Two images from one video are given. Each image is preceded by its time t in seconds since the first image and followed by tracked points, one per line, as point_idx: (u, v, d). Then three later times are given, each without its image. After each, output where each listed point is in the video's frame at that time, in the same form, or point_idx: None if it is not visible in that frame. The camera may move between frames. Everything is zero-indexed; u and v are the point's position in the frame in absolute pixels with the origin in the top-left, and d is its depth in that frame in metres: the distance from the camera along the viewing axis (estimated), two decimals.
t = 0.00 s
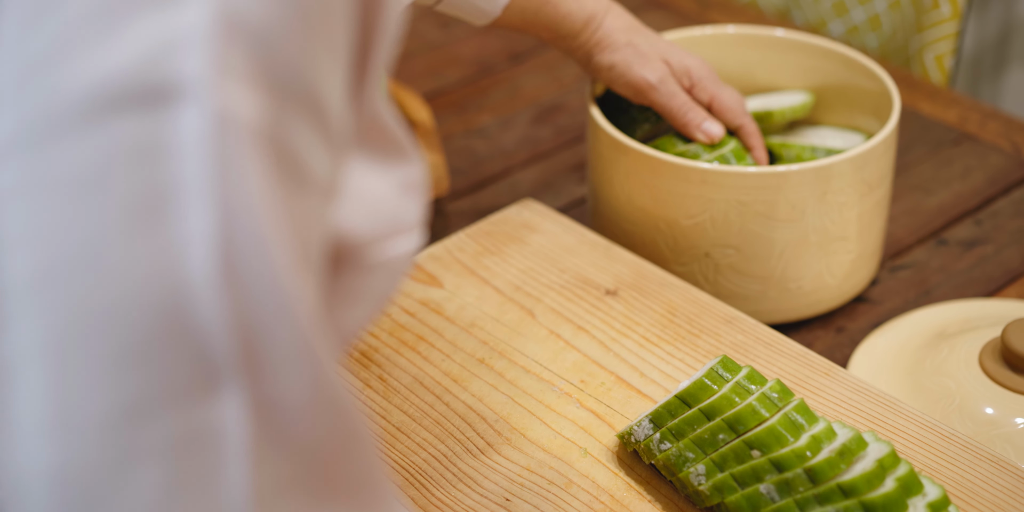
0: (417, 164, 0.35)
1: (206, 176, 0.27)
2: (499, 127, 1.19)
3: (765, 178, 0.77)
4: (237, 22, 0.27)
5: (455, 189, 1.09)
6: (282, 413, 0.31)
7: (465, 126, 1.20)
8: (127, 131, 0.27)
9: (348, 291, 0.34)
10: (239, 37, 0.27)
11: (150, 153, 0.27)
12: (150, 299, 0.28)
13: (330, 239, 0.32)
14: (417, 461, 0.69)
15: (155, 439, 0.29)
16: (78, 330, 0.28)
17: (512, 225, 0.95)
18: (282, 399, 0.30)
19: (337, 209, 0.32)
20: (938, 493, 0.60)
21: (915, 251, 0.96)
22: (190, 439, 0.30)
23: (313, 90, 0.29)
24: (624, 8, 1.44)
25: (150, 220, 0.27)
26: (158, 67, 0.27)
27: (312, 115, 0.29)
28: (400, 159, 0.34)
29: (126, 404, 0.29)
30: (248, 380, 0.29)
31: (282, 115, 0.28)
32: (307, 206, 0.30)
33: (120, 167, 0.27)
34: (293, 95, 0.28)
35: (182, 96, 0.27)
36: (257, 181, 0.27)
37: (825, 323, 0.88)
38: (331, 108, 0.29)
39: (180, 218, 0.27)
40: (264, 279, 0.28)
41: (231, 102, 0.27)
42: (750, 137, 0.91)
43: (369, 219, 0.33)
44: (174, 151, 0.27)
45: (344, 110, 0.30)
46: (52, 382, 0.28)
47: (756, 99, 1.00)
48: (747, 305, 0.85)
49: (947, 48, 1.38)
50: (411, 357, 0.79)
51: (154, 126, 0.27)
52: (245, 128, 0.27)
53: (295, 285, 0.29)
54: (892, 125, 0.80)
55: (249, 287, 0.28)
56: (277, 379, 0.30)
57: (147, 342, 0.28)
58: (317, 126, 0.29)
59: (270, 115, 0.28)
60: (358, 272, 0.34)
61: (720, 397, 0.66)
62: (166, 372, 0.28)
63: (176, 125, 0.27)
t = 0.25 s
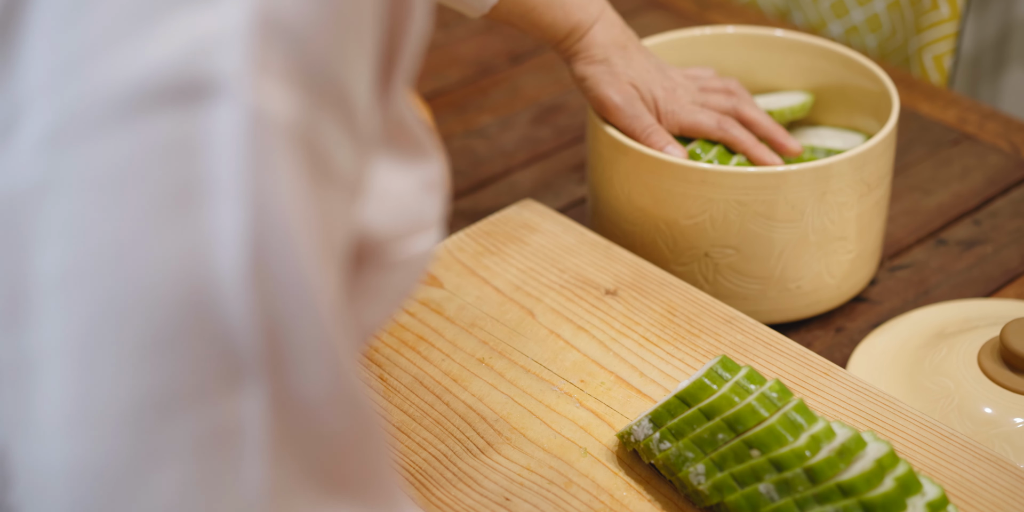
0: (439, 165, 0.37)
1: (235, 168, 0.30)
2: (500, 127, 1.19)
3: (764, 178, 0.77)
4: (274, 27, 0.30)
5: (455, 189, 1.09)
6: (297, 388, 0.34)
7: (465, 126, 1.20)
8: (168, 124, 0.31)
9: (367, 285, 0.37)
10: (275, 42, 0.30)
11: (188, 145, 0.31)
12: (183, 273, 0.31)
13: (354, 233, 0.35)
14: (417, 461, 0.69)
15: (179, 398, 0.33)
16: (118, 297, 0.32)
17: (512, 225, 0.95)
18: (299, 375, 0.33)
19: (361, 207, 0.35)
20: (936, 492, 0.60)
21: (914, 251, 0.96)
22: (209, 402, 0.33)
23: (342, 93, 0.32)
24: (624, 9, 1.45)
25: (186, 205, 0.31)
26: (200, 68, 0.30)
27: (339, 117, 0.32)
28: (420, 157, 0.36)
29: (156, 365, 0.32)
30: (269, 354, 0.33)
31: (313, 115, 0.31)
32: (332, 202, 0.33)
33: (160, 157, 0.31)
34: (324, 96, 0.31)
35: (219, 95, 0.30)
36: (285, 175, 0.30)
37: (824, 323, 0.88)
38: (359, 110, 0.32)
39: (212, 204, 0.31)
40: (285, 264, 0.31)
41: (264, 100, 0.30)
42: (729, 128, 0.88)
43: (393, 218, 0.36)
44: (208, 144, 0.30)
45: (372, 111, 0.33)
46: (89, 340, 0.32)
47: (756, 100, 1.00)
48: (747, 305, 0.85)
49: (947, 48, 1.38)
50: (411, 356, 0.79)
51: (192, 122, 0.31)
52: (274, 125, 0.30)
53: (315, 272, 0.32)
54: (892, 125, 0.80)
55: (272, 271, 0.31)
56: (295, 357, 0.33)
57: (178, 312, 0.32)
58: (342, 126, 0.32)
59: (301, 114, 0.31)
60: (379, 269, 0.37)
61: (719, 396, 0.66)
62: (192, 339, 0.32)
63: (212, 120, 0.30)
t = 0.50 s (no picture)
0: (458, 175, 0.38)
1: (267, 176, 0.28)
2: (499, 127, 1.19)
3: (764, 179, 0.77)
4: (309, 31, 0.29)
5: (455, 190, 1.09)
6: (311, 408, 0.33)
7: (465, 126, 1.20)
8: (196, 129, 0.29)
9: (390, 294, 0.37)
10: (310, 47, 0.29)
11: (213, 155, 0.29)
12: (200, 287, 0.29)
13: (376, 245, 0.34)
14: (417, 461, 0.69)
15: (192, 417, 0.30)
16: (133, 315, 0.29)
17: (512, 226, 0.95)
18: (316, 393, 0.32)
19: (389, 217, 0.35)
20: (936, 492, 0.61)
21: (914, 251, 0.96)
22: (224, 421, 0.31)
23: (372, 102, 0.31)
24: (624, 9, 1.45)
25: (211, 216, 0.29)
26: (231, 69, 0.29)
27: (368, 128, 0.31)
28: (443, 169, 0.37)
29: (166, 386, 0.30)
30: (287, 371, 0.31)
31: (344, 126, 0.30)
32: (358, 213, 0.32)
33: (186, 164, 0.29)
34: (355, 108, 0.30)
35: (252, 101, 0.29)
36: (312, 186, 0.29)
37: (823, 323, 0.88)
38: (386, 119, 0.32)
39: (237, 215, 0.29)
40: (311, 277, 0.30)
41: (298, 110, 0.29)
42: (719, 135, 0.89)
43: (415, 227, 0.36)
44: (240, 153, 0.29)
45: (397, 117, 0.33)
46: (99, 358, 0.29)
47: (755, 100, 1.00)
48: (747, 305, 0.85)
49: (946, 48, 1.38)
50: (411, 356, 0.79)
51: (221, 128, 0.29)
52: (308, 133, 0.29)
53: (337, 286, 0.31)
54: (892, 125, 0.80)
55: (296, 285, 0.30)
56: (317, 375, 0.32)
57: (197, 327, 0.29)
58: (370, 135, 0.31)
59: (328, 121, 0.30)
60: (400, 277, 0.37)
61: (719, 396, 0.66)
62: (209, 354, 0.30)
63: (243, 127, 0.29)
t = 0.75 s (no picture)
0: (470, 191, 0.38)
1: (269, 205, 0.28)
2: (500, 127, 1.19)
3: (764, 178, 0.77)
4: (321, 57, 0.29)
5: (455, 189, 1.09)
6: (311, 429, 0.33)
7: (465, 127, 1.20)
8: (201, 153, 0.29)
9: (400, 309, 0.38)
10: (320, 74, 0.29)
11: (215, 180, 0.29)
12: (203, 310, 0.29)
13: (383, 264, 0.34)
14: (417, 461, 0.69)
15: (189, 436, 0.30)
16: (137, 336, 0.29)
17: (512, 226, 0.95)
18: (316, 416, 0.32)
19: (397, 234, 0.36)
20: (936, 492, 0.61)
21: (914, 251, 0.96)
22: (224, 441, 0.31)
23: (381, 128, 0.31)
24: (624, 9, 1.45)
25: (214, 242, 0.29)
26: (239, 96, 0.29)
27: (378, 153, 0.31)
28: (453, 185, 0.37)
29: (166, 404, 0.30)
30: (288, 397, 0.31)
31: (350, 152, 0.30)
32: (366, 237, 0.32)
33: (190, 188, 0.28)
34: (362, 132, 0.30)
35: (258, 129, 0.28)
36: (318, 213, 0.29)
37: (823, 323, 0.88)
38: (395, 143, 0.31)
39: (241, 238, 0.29)
40: (314, 304, 0.30)
41: (303, 137, 0.28)
42: (714, 136, 0.89)
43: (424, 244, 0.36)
44: (244, 183, 0.29)
45: (406, 141, 0.33)
46: (95, 382, 0.29)
47: (755, 100, 1.00)
48: (747, 305, 0.85)
49: (946, 48, 1.38)
50: (411, 356, 0.79)
51: (226, 156, 0.29)
52: (313, 163, 0.29)
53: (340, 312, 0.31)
54: (892, 125, 0.80)
55: (296, 314, 0.30)
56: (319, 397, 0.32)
57: (195, 350, 0.30)
58: (379, 159, 0.31)
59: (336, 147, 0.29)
60: (407, 292, 0.38)
61: (720, 396, 0.66)
62: (207, 376, 0.30)
63: (249, 156, 0.29)
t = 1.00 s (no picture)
0: (466, 193, 0.38)
1: (247, 215, 0.28)
2: (500, 127, 1.19)
3: (764, 179, 0.78)
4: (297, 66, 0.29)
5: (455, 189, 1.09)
6: (304, 436, 0.33)
7: (465, 127, 1.20)
8: (180, 164, 0.28)
9: (398, 314, 0.38)
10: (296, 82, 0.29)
11: (194, 191, 0.28)
12: (186, 320, 0.29)
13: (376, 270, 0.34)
14: (417, 460, 0.69)
15: (176, 445, 0.30)
16: (120, 348, 0.29)
17: (512, 225, 0.95)
18: (305, 424, 0.32)
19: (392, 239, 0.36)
20: (936, 492, 0.61)
21: (914, 251, 0.96)
22: (210, 451, 0.31)
23: (365, 136, 0.30)
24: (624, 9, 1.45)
25: (195, 253, 0.29)
26: (215, 105, 0.28)
27: (363, 160, 0.31)
28: (449, 187, 0.38)
29: (153, 415, 0.30)
30: (274, 406, 0.31)
31: (331, 160, 0.30)
32: (354, 244, 0.31)
33: (170, 201, 0.28)
34: (345, 139, 0.30)
35: (233, 138, 0.28)
36: (299, 222, 0.29)
37: (823, 323, 0.88)
38: (383, 149, 0.31)
39: (220, 247, 0.28)
40: (296, 313, 0.29)
41: (280, 146, 0.28)
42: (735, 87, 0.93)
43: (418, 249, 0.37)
44: (219, 191, 0.28)
45: (396, 147, 0.32)
46: (76, 393, 0.29)
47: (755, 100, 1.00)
48: (748, 305, 0.85)
49: (945, 48, 1.39)
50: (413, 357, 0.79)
51: (203, 166, 0.28)
52: (291, 171, 0.28)
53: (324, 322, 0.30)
54: (892, 125, 0.80)
55: (280, 322, 0.29)
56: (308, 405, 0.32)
57: (177, 361, 0.29)
58: (364, 166, 0.31)
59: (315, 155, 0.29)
60: (407, 297, 0.38)
61: (719, 396, 0.66)
62: (193, 386, 0.30)
63: (225, 166, 0.28)
